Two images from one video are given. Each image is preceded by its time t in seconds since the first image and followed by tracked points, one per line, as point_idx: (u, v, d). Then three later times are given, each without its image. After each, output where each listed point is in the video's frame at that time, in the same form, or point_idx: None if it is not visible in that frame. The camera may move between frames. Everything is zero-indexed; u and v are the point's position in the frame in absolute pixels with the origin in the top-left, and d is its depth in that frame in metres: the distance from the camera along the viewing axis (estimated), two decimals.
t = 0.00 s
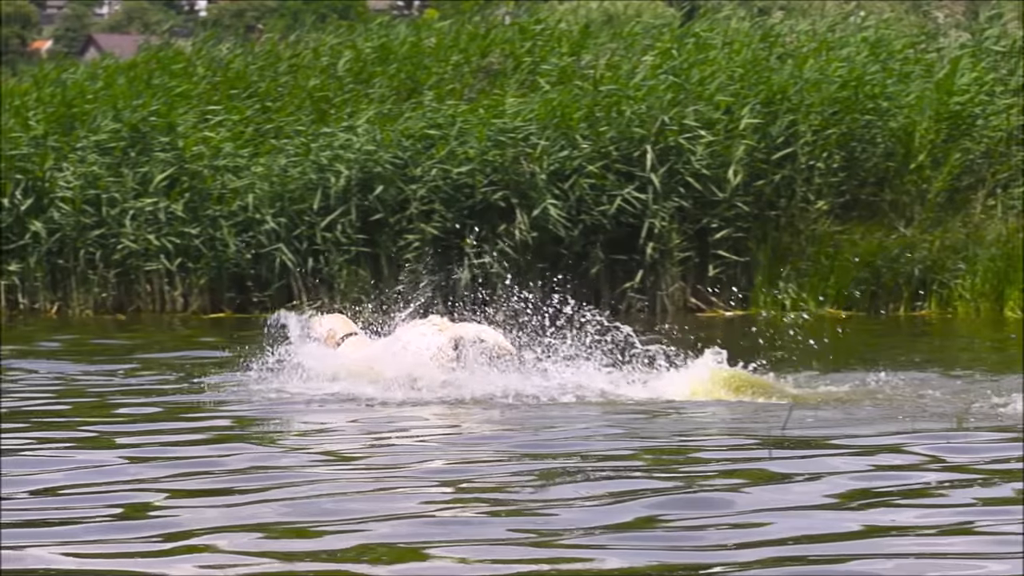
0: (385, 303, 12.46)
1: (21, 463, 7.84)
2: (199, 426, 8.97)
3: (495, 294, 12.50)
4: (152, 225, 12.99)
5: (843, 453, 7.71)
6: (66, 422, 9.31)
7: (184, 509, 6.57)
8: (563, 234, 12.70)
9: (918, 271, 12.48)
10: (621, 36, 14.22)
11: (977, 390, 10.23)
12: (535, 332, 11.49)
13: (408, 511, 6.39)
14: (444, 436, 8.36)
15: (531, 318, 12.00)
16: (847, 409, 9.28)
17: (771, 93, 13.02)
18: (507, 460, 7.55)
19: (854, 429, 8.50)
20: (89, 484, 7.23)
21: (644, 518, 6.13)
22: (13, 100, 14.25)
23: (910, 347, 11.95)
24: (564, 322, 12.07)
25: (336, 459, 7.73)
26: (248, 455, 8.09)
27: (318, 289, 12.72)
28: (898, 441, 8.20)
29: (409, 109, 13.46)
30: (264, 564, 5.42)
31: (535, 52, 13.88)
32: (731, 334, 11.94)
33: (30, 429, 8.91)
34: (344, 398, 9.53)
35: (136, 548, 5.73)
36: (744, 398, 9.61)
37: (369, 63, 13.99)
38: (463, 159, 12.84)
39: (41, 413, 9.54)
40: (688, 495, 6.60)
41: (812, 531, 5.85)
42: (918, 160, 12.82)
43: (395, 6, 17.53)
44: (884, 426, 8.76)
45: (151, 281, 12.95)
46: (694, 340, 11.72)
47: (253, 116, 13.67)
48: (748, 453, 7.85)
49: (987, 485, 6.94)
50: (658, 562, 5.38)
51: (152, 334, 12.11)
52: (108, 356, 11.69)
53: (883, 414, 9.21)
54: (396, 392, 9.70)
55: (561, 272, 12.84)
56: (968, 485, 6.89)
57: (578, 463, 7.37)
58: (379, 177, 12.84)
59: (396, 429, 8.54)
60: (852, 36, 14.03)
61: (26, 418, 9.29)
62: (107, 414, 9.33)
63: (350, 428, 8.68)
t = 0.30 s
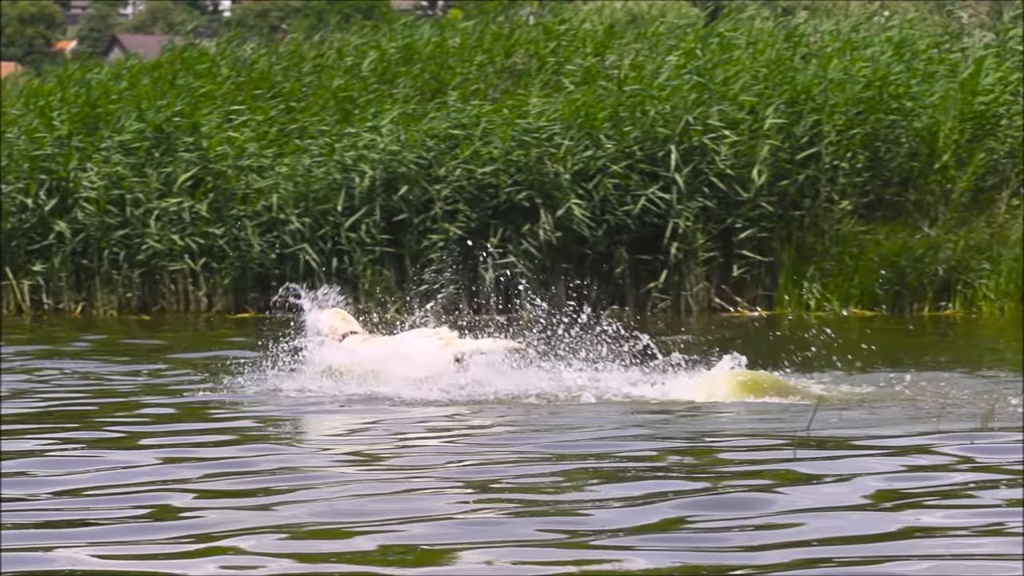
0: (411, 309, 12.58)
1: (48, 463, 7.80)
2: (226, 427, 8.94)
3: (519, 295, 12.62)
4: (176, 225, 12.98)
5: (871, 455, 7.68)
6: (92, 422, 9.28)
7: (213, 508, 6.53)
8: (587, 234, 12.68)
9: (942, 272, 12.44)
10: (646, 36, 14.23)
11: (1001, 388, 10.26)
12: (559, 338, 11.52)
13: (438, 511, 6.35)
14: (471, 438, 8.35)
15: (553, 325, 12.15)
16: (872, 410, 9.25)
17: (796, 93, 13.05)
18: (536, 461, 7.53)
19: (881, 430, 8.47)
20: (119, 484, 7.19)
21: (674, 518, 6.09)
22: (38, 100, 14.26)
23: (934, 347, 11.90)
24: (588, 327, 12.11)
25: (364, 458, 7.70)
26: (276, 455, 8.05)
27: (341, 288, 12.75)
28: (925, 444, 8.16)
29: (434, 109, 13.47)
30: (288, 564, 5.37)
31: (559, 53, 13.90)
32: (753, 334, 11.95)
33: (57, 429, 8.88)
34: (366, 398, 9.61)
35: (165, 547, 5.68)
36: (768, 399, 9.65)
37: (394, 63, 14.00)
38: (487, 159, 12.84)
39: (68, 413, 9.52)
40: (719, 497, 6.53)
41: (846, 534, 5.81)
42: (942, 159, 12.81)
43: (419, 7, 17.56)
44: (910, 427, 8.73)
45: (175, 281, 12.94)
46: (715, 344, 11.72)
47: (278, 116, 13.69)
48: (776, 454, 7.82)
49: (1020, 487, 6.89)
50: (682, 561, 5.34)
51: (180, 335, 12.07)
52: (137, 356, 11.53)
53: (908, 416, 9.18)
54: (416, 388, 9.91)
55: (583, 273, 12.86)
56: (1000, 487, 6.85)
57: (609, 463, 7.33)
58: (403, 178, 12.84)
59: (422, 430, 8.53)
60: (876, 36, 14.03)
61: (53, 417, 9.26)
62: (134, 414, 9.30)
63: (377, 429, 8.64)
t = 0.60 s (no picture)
0: (438, 308, 12.50)
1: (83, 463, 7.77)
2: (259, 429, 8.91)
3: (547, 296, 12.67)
4: (202, 225, 12.98)
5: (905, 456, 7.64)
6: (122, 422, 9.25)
7: (250, 509, 6.48)
8: (614, 234, 12.69)
9: (969, 272, 12.39)
10: (672, 36, 14.25)
11: None
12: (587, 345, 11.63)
13: (475, 513, 6.30)
14: (502, 439, 8.32)
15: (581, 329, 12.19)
16: (901, 412, 9.23)
17: (823, 93, 13.06)
18: (569, 462, 7.51)
19: (912, 430, 8.44)
20: (155, 484, 7.15)
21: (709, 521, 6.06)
22: (65, 100, 14.30)
23: (962, 347, 11.88)
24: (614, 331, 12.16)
25: (398, 459, 7.66)
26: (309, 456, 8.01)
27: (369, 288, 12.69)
28: (957, 444, 8.13)
29: (461, 109, 13.45)
30: (321, 565, 5.33)
31: (586, 53, 13.92)
32: (779, 334, 11.99)
33: (90, 429, 8.85)
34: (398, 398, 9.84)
35: (200, 546, 5.63)
36: (799, 400, 9.66)
37: (420, 63, 14.02)
38: (514, 159, 12.85)
39: (100, 413, 9.48)
40: (757, 498, 6.54)
41: (885, 536, 5.77)
42: (969, 159, 12.78)
43: (445, 7, 17.58)
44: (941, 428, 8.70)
45: (201, 281, 12.91)
46: (741, 345, 11.73)
47: (304, 116, 13.72)
48: (808, 455, 7.80)
49: None
50: (714, 565, 5.29)
51: (211, 335, 12.05)
52: (168, 356, 11.55)
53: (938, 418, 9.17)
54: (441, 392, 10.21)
55: (610, 273, 12.89)
56: None
57: (646, 464, 7.29)
58: (430, 178, 12.85)
59: (452, 431, 8.51)
60: (903, 36, 14.04)
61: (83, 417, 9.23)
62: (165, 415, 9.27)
63: (409, 429, 8.61)
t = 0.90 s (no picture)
0: (460, 307, 12.46)
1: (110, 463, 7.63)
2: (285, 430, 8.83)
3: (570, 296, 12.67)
4: (225, 224, 12.96)
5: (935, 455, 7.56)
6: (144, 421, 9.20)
7: (278, 507, 6.38)
8: (636, 234, 12.70)
9: (991, 272, 12.35)
10: (695, 36, 14.31)
11: None
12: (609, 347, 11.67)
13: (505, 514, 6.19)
14: (528, 441, 8.26)
15: (605, 330, 12.18)
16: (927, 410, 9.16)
17: (845, 92, 13.10)
18: (598, 462, 7.44)
19: (939, 430, 8.37)
20: (183, 483, 7.07)
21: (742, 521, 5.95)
22: (88, 100, 14.34)
23: (985, 348, 11.82)
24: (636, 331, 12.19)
25: (426, 458, 7.58)
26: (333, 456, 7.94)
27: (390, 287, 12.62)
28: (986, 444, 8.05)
29: (483, 109, 13.48)
30: (344, 564, 5.22)
31: (609, 53, 13.99)
32: (802, 334, 11.94)
33: (115, 428, 8.79)
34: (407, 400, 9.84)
35: (226, 546, 5.53)
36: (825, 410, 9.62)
37: (443, 63, 14.08)
38: (537, 159, 12.86)
39: (124, 413, 9.42)
40: (789, 499, 6.46)
41: (922, 536, 5.68)
42: (991, 160, 12.77)
43: (468, 8, 17.64)
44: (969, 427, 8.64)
45: (224, 281, 12.89)
46: (764, 344, 11.71)
47: (327, 116, 13.77)
48: (836, 455, 7.72)
49: None
50: (742, 566, 5.15)
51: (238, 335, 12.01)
52: (194, 355, 11.53)
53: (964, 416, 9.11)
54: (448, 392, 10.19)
55: (633, 273, 12.89)
56: None
57: (679, 463, 7.20)
58: (453, 178, 12.86)
59: (477, 431, 8.45)
60: (925, 36, 14.08)
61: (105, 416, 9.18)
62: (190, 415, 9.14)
63: (436, 429, 8.53)
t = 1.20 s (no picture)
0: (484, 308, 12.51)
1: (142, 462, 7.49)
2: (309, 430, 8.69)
3: (595, 296, 12.69)
4: (251, 224, 12.94)
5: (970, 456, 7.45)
6: (169, 420, 9.13)
7: (304, 506, 6.23)
8: (661, 234, 12.70)
9: (1017, 271, 12.21)
10: (720, 36, 14.38)
11: None
12: (635, 344, 11.71)
13: (536, 515, 6.03)
14: (558, 441, 8.17)
15: (630, 331, 12.18)
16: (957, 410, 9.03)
17: (871, 91, 13.12)
18: (630, 462, 7.35)
19: (972, 430, 8.25)
20: (210, 482, 6.94)
21: (779, 524, 5.80)
22: (115, 100, 14.39)
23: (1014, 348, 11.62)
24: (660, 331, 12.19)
25: (453, 458, 7.45)
26: (359, 455, 7.86)
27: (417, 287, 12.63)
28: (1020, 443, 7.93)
29: (509, 109, 13.52)
30: (371, 567, 5.06)
31: (634, 53, 14.07)
32: (827, 334, 11.88)
33: (140, 428, 8.69)
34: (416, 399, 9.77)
35: (249, 548, 5.37)
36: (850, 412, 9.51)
37: (469, 63, 14.13)
38: (562, 158, 12.88)
39: (149, 413, 9.32)
40: (825, 498, 6.34)
41: (962, 538, 5.57)
42: (1018, 158, 12.56)
43: (493, 7, 17.72)
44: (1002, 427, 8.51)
45: (250, 281, 12.88)
46: (790, 346, 11.67)
47: (353, 116, 13.81)
48: (868, 455, 7.61)
49: None
50: (768, 566, 5.11)
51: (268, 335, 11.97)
52: (222, 354, 11.50)
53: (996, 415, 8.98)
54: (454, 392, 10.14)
55: (658, 273, 12.90)
56: None
57: (713, 463, 7.06)
58: (478, 177, 12.85)
59: (506, 430, 8.37)
60: (951, 36, 14.10)
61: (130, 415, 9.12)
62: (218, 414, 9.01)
63: (463, 429, 8.41)
